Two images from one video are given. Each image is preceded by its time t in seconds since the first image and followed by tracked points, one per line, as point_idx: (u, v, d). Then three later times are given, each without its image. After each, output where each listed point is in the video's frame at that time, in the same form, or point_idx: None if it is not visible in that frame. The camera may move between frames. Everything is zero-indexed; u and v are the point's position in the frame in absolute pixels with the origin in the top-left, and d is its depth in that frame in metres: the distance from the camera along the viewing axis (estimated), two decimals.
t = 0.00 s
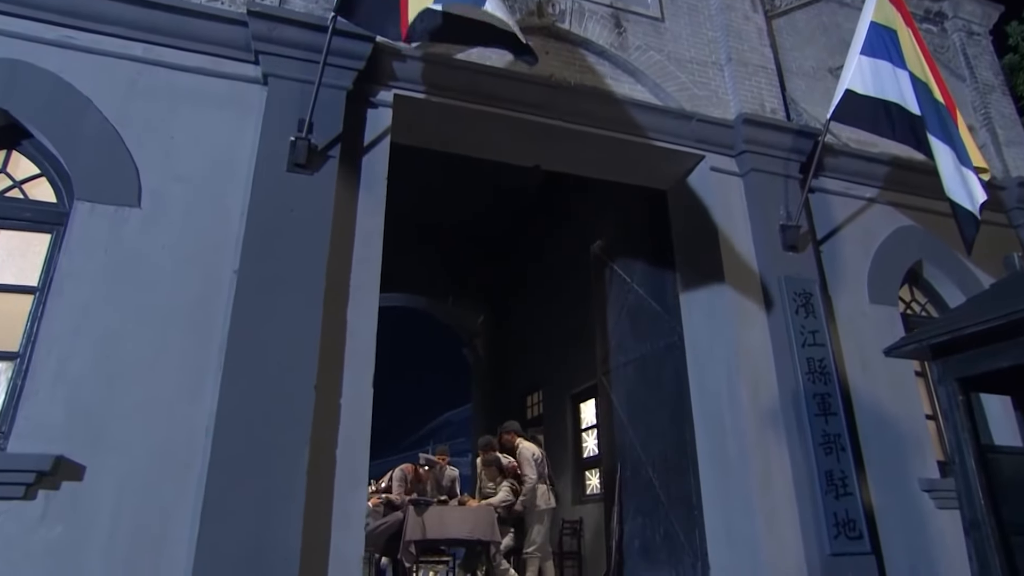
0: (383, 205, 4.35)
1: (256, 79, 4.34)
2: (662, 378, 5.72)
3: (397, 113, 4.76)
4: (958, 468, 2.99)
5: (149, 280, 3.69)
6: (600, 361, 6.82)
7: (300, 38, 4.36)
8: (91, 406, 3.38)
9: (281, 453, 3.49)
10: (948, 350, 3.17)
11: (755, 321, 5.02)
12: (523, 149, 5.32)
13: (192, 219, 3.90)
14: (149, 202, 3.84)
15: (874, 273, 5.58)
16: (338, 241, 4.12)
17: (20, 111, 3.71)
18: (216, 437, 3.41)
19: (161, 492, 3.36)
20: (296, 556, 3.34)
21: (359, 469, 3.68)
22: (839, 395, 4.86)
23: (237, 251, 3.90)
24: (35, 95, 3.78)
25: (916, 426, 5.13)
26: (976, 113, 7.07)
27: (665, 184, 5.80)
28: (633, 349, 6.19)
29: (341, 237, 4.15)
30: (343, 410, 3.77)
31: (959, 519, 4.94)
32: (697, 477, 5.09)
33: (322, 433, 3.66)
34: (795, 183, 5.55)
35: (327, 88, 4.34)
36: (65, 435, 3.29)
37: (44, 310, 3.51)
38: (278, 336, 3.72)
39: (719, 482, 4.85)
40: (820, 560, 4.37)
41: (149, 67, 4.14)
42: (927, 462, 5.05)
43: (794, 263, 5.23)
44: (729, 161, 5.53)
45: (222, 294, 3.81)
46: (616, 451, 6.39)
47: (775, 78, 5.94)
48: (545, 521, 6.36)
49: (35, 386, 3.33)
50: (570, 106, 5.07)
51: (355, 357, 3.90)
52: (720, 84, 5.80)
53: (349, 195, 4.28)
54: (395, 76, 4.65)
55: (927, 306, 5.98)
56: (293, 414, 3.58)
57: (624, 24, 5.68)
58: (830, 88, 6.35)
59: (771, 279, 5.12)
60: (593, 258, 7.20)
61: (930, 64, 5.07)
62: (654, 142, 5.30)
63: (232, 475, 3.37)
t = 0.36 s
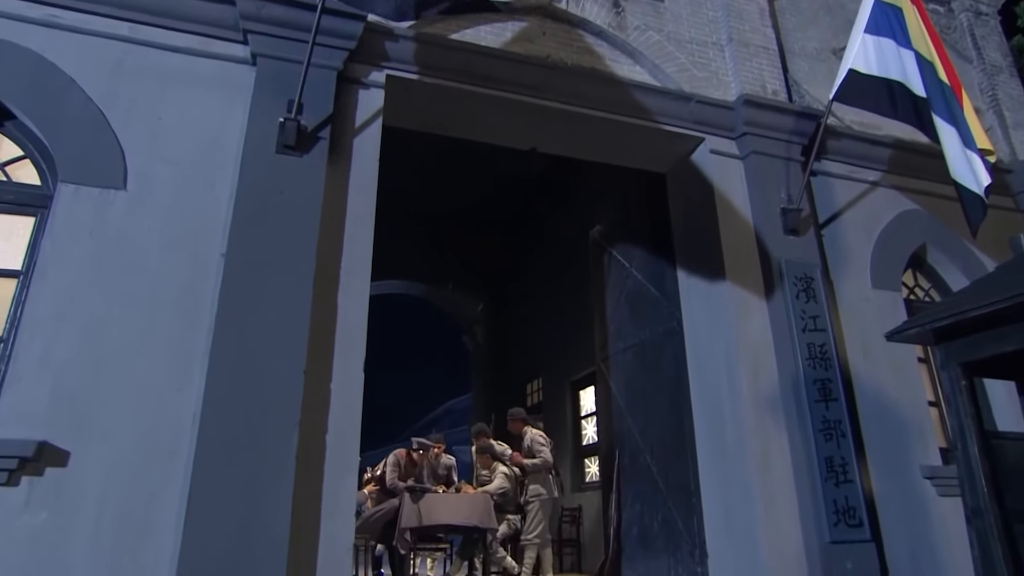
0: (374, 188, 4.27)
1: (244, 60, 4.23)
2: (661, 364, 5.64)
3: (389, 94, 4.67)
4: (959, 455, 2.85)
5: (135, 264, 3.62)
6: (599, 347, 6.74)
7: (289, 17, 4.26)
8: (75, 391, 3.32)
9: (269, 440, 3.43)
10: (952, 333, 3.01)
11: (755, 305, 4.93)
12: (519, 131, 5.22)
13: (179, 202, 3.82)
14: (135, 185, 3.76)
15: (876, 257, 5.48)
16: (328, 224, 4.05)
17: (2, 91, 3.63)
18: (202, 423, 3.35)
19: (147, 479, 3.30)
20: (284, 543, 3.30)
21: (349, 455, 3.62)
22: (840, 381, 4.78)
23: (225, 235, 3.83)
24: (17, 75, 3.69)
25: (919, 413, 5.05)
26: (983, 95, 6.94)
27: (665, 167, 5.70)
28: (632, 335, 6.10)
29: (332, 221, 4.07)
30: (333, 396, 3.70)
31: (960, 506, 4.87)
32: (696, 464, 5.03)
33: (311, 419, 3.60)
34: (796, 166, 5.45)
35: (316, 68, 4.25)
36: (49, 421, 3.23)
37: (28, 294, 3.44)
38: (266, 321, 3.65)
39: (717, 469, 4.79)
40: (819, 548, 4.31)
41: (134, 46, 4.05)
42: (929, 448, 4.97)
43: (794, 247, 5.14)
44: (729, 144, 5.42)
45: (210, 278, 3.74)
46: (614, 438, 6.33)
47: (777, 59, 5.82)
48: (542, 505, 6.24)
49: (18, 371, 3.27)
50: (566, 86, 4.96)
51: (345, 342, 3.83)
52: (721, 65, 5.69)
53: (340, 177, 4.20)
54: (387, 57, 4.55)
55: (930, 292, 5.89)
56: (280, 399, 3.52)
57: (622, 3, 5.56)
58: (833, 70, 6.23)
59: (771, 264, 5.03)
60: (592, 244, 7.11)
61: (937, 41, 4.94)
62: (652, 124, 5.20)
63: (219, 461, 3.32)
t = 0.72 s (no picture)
0: (365, 173, 4.19)
1: (233, 42, 4.15)
2: (660, 352, 5.56)
3: (382, 78, 4.58)
4: (962, 444, 2.75)
5: (120, 250, 3.55)
6: (598, 337, 6.65)
7: None
8: (59, 379, 3.26)
9: (257, 428, 3.37)
10: (955, 320, 2.90)
11: (755, 293, 4.85)
12: (515, 116, 5.13)
13: (166, 187, 3.74)
14: (120, 170, 3.69)
15: (879, 244, 5.39)
16: (318, 210, 3.98)
17: None
18: (189, 413, 3.29)
19: (133, 468, 3.25)
20: (272, 533, 3.24)
21: (339, 443, 3.56)
22: (841, 369, 4.69)
23: (213, 221, 3.75)
24: None
25: (921, 402, 4.97)
26: (990, 80, 6.81)
27: (664, 153, 5.60)
28: (631, 324, 6.02)
29: (322, 207, 3.99)
30: (323, 384, 3.64)
31: (962, 496, 4.80)
32: (694, 454, 4.96)
33: (300, 407, 3.53)
34: (798, 151, 5.34)
35: (306, 51, 4.16)
36: (32, 410, 3.18)
37: (10, 280, 3.38)
38: (254, 307, 3.58)
39: (716, 459, 4.72)
40: (819, 538, 4.24)
41: (120, 29, 3.96)
42: (932, 438, 4.89)
43: (795, 233, 5.04)
44: (729, 129, 5.32)
45: (198, 265, 3.67)
46: (613, 427, 6.27)
47: (778, 42, 5.70)
48: (542, 496, 5.93)
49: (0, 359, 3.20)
50: (562, 69, 4.86)
51: (336, 330, 3.77)
52: (721, 49, 5.57)
53: (330, 163, 4.12)
54: (380, 39, 4.47)
55: (935, 279, 5.79)
56: (268, 386, 3.46)
57: None
58: (837, 54, 6.10)
59: (771, 250, 4.94)
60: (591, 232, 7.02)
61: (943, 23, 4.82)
62: (650, 108, 5.10)
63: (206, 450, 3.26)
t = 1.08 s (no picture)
0: (357, 157, 4.11)
1: (221, 23, 4.06)
2: (659, 339, 5.48)
3: (374, 60, 4.49)
4: (965, 432, 2.67)
5: (105, 235, 3.49)
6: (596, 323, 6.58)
7: None
8: (43, 365, 3.21)
9: (245, 416, 3.32)
10: (960, 304, 2.80)
11: (755, 279, 4.77)
12: (511, 99, 5.03)
13: (152, 170, 3.67)
14: (105, 153, 3.62)
15: (882, 230, 5.29)
16: (308, 194, 3.90)
17: None
18: (175, 400, 3.24)
19: (119, 455, 3.20)
20: (260, 521, 3.19)
21: (330, 431, 3.50)
22: (842, 356, 4.61)
23: (200, 205, 3.68)
24: None
25: (924, 389, 4.89)
26: (998, 62, 6.68)
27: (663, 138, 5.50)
28: (630, 311, 5.95)
29: (312, 191, 3.92)
30: (313, 371, 3.58)
31: (965, 485, 4.73)
32: (693, 442, 4.90)
33: (289, 395, 3.47)
34: (800, 135, 5.24)
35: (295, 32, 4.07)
36: (15, 396, 3.12)
37: None
38: (242, 293, 3.52)
39: (715, 446, 4.66)
40: (818, 527, 4.18)
41: (104, 9, 3.87)
42: (935, 426, 4.81)
43: (796, 218, 4.95)
44: (730, 112, 5.22)
45: (184, 249, 3.60)
46: (612, 416, 6.21)
47: (781, 24, 5.59)
48: (541, 485, 5.80)
49: None
50: (559, 51, 4.76)
51: (326, 316, 3.70)
52: (722, 31, 5.46)
53: (321, 146, 4.04)
54: (372, 21, 4.37)
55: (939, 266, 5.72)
56: (257, 373, 3.40)
57: None
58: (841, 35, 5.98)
59: (772, 236, 4.85)
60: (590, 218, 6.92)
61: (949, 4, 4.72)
62: (648, 91, 5.00)
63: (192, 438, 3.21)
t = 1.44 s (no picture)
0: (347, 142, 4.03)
1: (208, 7, 3.97)
2: (658, 329, 5.39)
3: (366, 44, 4.40)
4: (968, 422, 2.59)
5: (89, 221, 3.42)
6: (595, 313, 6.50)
7: None
8: (25, 353, 3.15)
9: (232, 404, 3.26)
10: (963, 290, 2.71)
11: (754, 267, 4.68)
12: (506, 84, 4.94)
13: (137, 156, 3.60)
14: (89, 138, 3.54)
15: (885, 217, 5.20)
16: (297, 181, 3.82)
17: None
18: (160, 389, 3.18)
19: (104, 445, 3.14)
20: (246, 512, 3.13)
21: (319, 421, 3.44)
22: (843, 345, 4.52)
23: (186, 191, 3.61)
24: None
25: (927, 379, 4.81)
26: (1005, 47, 6.55)
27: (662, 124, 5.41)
28: (629, 300, 5.86)
29: (302, 178, 3.84)
30: (302, 361, 3.51)
31: (968, 476, 4.66)
32: (691, 433, 4.83)
33: (277, 385, 3.41)
34: (801, 120, 5.14)
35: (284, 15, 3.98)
36: None
37: None
38: (229, 281, 3.45)
39: (713, 437, 4.59)
40: (818, 519, 4.11)
41: None
42: (937, 416, 4.73)
43: (797, 205, 4.85)
44: (730, 98, 5.12)
45: (170, 236, 3.53)
46: (610, 406, 6.14)
47: (782, 7, 5.48)
48: (538, 476, 5.72)
49: None
50: (554, 35, 4.66)
51: (315, 305, 3.63)
52: (722, 14, 5.35)
53: (311, 132, 3.96)
54: (363, 4, 4.27)
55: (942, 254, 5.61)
56: (244, 362, 3.34)
57: None
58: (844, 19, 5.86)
59: (772, 223, 4.76)
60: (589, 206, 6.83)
61: None
62: (646, 75, 4.90)
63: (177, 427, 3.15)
